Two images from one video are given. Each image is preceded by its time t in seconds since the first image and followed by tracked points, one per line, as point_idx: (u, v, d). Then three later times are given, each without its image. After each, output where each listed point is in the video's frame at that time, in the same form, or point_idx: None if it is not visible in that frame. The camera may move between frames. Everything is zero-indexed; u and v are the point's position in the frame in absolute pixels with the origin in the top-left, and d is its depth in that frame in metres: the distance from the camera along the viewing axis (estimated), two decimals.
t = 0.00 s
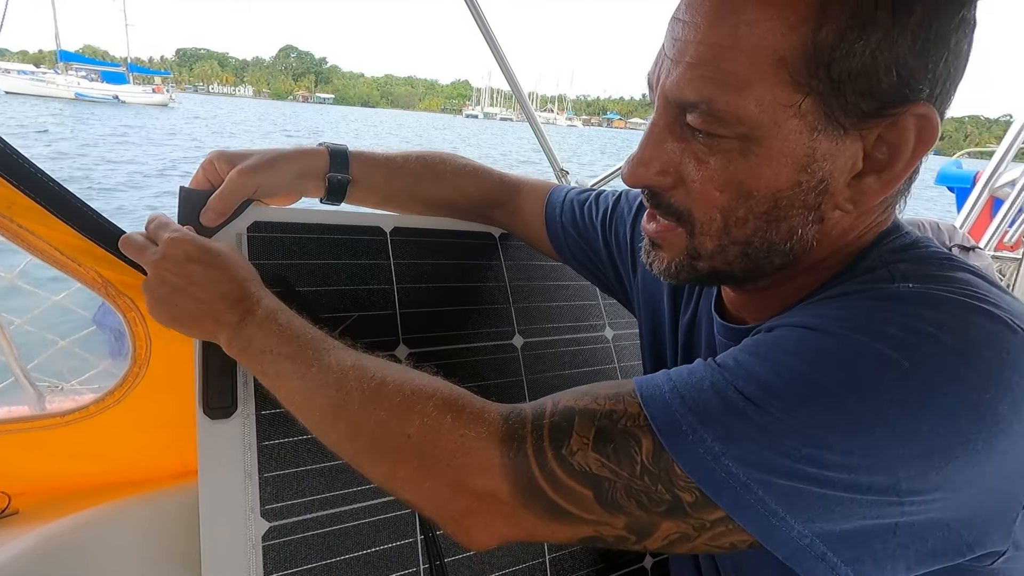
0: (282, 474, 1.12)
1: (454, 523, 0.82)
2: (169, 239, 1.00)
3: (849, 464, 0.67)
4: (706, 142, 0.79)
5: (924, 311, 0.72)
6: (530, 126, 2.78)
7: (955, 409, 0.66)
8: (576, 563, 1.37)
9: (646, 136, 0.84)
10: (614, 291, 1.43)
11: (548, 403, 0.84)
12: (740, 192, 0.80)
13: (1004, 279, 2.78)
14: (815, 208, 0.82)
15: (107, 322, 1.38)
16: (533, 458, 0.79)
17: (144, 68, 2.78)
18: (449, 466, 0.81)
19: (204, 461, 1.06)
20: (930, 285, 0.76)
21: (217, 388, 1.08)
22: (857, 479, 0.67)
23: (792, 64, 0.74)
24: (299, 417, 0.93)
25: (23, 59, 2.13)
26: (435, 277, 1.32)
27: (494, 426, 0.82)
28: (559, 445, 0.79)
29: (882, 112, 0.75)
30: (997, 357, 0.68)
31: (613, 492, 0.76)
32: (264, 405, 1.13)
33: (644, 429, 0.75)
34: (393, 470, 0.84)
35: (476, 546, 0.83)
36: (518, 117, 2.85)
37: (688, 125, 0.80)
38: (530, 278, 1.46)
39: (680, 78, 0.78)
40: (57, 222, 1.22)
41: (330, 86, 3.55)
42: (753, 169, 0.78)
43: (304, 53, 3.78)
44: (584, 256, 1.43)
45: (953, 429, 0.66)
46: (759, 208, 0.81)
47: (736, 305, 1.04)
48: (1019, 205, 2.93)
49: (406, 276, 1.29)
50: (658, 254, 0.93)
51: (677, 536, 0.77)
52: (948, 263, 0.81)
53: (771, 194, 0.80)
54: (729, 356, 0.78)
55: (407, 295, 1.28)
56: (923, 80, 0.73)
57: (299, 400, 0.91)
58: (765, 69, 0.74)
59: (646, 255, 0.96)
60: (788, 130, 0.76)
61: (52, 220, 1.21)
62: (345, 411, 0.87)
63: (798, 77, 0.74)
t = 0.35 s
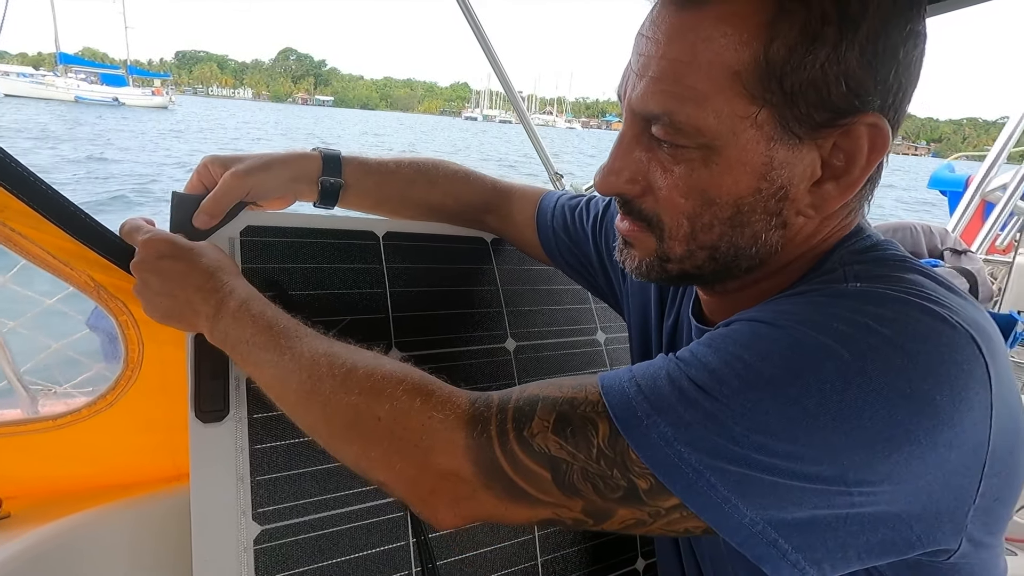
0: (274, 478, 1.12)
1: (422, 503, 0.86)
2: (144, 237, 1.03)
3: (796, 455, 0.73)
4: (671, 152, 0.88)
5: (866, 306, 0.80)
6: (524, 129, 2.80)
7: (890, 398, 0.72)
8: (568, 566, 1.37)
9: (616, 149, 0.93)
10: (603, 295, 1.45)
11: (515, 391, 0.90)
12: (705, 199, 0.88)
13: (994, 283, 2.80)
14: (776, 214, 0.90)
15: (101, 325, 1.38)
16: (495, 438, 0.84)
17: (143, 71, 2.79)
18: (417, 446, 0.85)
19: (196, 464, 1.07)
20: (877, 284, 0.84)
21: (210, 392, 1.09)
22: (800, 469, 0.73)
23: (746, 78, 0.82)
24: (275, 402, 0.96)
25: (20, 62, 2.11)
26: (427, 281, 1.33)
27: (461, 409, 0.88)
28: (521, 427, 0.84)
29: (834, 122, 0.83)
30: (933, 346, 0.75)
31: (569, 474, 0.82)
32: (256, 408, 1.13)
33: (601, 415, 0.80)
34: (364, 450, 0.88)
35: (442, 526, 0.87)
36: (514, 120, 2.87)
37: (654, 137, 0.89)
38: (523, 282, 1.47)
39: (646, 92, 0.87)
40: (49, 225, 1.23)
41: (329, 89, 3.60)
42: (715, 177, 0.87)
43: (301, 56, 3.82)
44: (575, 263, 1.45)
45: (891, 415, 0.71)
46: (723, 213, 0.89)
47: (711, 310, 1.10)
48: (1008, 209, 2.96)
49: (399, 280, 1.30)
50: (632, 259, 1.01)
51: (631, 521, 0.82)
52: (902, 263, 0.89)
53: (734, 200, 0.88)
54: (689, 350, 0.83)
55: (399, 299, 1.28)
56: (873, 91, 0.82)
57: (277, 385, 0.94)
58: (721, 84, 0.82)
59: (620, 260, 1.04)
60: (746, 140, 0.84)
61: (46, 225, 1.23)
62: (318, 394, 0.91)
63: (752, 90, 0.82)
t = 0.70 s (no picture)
0: (266, 476, 1.12)
1: (414, 497, 0.86)
2: (132, 233, 1.02)
3: (788, 448, 0.72)
4: (659, 149, 0.88)
5: (855, 299, 0.80)
6: (520, 127, 2.80)
7: (879, 387, 0.72)
8: (562, 563, 1.37)
9: (605, 146, 0.93)
10: (596, 292, 1.46)
11: (507, 386, 0.89)
12: (693, 195, 0.88)
13: (988, 280, 2.82)
14: (763, 209, 0.90)
15: (93, 323, 1.37)
16: (487, 432, 0.84)
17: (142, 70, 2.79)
18: (410, 440, 0.85)
19: (186, 463, 1.07)
20: (865, 278, 0.84)
21: (201, 390, 1.09)
22: (794, 461, 0.72)
23: (731, 74, 0.82)
24: (268, 398, 0.96)
25: (20, 60, 2.08)
26: (421, 279, 1.33)
27: (453, 404, 0.87)
28: (513, 422, 0.83)
29: (818, 116, 0.83)
30: (919, 338, 0.75)
31: (561, 467, 0.81)
32: (247, 406, 1.13)
33: (593, 409, 0.80)
34: (358, 445, 0.87)
35: (435, 519, 0.87)
36: (510, 118, 2.86)
37: (642, 134, 0.89)
38: (517, 280, 1.47)
39: (633, 90, 0.87)
40: (38, 223, 1.23)
41: (328, 88, 3.63)
42: (702, 173, 0.87)
43: (300, 56, 3.85)
44: (567, 263, 1.46)
45: (878, 407, 0.71)
46: (711, 209, 0.89)
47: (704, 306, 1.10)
48: (1002, 207, 2.98)
49: (392, 278, 1.29)
50: (623, 256, 1.01)
51: (624, 512, 0.82)
52: (890, 257, 0.89)
53: (721, 195, 0.88)
54: (679, 346, 0.83)
55: (392, 297, 1.28)
56: (856, 86, 0.82)
57: (271, 380, 0.94)
58: (706, 80, 0.82)
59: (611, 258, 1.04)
60: (732, 135, 0.84)
61: (36, 223, 1.23)
62: (312, 389, 0.91)
63: (736, 86, 0.82)
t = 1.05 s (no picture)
0: (261, 479, 1.11)
1: (408, 497, 0.86)
2: (128, 235, 1.03)
3: (778, 447, 0.73)
4: (648, 150, 0.88)
5: (845, 300, 0.80)
6: (518, 132, 2.80)
7: (867, 386, 0.72)
8: (558, 565, 1.37)
9: (596, 147, 0.94)
10: (589, 295, 1.47)
11: (500, 388, 0.89)
12: (682, 195, 0.89)
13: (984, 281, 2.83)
14: (752, 210, 0.90)
15: (88, 327, 1.38)
16: (480, 432, 0.84)
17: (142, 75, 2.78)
18: (404, 441, 0.85)
19: (181, 466, 1.06)
20: (855, 279, 0.84)
21: (196, 393, 1.09)
22: (785, 461, 0.72)
23: (718, 76, 0.82)
24: (261, 400, 0.96)
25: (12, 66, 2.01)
26: (417, 282, 1.33)
27: (447, 406, 0.87)
28: (506, 423, 0.84)
29: (805, 117, 0.84)
30: (906, 338, 0.76)
31: (553, 465, 0.81)
32: (242, 410, 1.13)
33: (586, 409, 0.81)
34: (352, 447, 0.87)
35: (429, 520, 0.87)
36: (509, 123, 2.87)
37: (632, 135, 0.89)
38: (511, 283, 1.47)
39: (622, 91, 0.87)
40: (31, 227, 1.23)
41: (326, 91, 3.53)
42: (692, 173, 0.87)
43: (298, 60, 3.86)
44: (561, 265, 1.46)
45: (866, 406, 0.72)
46: (701, 209, 0.89)
47: (697, 310, 1.10)
48: (998, 208, 3.00)
49: (387, 281, 1.30)
50: (615, 258, 1.01)
51: (614, 509, 0.82)
52: (879, 259, 0.90)
53: (711, 196, 0.88)
54: (672, 348, 0.83)
55: (387, 300, 1.28)
56: (841, 87, 0.83)
57: (263, 382, 0.93)
58: (694, 81, 0.83)
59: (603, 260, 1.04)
60: (720, 136, 0.85)
61: (29, 226, 1.23)
62: (307, 392, 0.90)
63: (723, 88, 0.82)
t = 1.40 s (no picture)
0: (254, 482, 1.12)
1: (406, 489, 0.86)
2: (126, 236, 1.03)
3: (773, 440, 0.74)
4: (649, 151, 0.89)
5: (841, 297, 0.81)
6: (511, 137, 2.81)
7: (864, 383, 0.74)
8: (550, 566, 1.38)
9: (598, 147, 0.95)
10: (583, 296, 1.49)
11: (498, 380, 0.91)
12: (682, 196, 0.90)
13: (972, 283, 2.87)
14: (750, 211, 0.92)
15: (82, 330, 1.37)
16: (479, 422, 0.85)
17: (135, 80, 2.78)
18: (402, 430, 0.86)
19: (174, 470, 1.07)
20: (850, 278, 0.86)
21: (188, 397, 1.09)
22: (779, 454, 0.74)
23: (719, 79, 0.84)
24: (258, 395, 0.96)
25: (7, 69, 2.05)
26: (410, 285, 1.34)
27: (446, 397, 0.88)
28: (506, 413, 0.85)
29: (803, 121, 0.86)
30: (900, 335, 0.77)
31: (551, 455, 0.82)
32: (236, 413, 1.13)
33: (584, 401, 0.82)
34: (349, 439, 0.88)
35: (427, 513, 0.87)
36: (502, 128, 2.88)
37: (633, 136, 0.90)
38: (505, 285, 1.48)
39: (625, 93, 0.88)
40: (24, 232, 1.23)
41: (320, 97, 3.49)
42: (691, 175, 0.88)
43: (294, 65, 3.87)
44: (557, 266, 1.47)
45: (860, 400, 0.73)
46: (699, 210, 0.91)
47: (691, 307, 1.11)
48: (986, 210, 3.03)
49: (380, 284, 1.30)
50: (612, 259, 1.02)
51: (610, 501, 0.83)
52: (871, 259, 0.91)
53: (709, 197, 0.90)
54: (669, 343, 0.85)
55: (381, 303, 1.29)
56: (839, 92, 0.85)
57: (262, 377, 0.94)
58: (696, 84, 0.84)
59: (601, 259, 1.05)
60: (720, 138, 0.86)
61: (22, 232, 1.23)
62: (305, 385, 0.91)
63: (725, 90, 0.84)
